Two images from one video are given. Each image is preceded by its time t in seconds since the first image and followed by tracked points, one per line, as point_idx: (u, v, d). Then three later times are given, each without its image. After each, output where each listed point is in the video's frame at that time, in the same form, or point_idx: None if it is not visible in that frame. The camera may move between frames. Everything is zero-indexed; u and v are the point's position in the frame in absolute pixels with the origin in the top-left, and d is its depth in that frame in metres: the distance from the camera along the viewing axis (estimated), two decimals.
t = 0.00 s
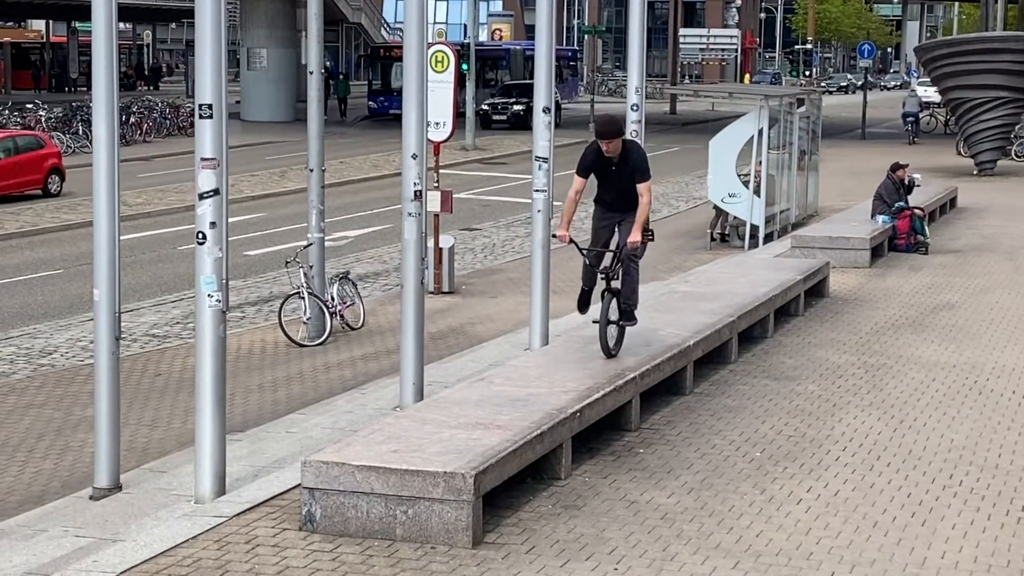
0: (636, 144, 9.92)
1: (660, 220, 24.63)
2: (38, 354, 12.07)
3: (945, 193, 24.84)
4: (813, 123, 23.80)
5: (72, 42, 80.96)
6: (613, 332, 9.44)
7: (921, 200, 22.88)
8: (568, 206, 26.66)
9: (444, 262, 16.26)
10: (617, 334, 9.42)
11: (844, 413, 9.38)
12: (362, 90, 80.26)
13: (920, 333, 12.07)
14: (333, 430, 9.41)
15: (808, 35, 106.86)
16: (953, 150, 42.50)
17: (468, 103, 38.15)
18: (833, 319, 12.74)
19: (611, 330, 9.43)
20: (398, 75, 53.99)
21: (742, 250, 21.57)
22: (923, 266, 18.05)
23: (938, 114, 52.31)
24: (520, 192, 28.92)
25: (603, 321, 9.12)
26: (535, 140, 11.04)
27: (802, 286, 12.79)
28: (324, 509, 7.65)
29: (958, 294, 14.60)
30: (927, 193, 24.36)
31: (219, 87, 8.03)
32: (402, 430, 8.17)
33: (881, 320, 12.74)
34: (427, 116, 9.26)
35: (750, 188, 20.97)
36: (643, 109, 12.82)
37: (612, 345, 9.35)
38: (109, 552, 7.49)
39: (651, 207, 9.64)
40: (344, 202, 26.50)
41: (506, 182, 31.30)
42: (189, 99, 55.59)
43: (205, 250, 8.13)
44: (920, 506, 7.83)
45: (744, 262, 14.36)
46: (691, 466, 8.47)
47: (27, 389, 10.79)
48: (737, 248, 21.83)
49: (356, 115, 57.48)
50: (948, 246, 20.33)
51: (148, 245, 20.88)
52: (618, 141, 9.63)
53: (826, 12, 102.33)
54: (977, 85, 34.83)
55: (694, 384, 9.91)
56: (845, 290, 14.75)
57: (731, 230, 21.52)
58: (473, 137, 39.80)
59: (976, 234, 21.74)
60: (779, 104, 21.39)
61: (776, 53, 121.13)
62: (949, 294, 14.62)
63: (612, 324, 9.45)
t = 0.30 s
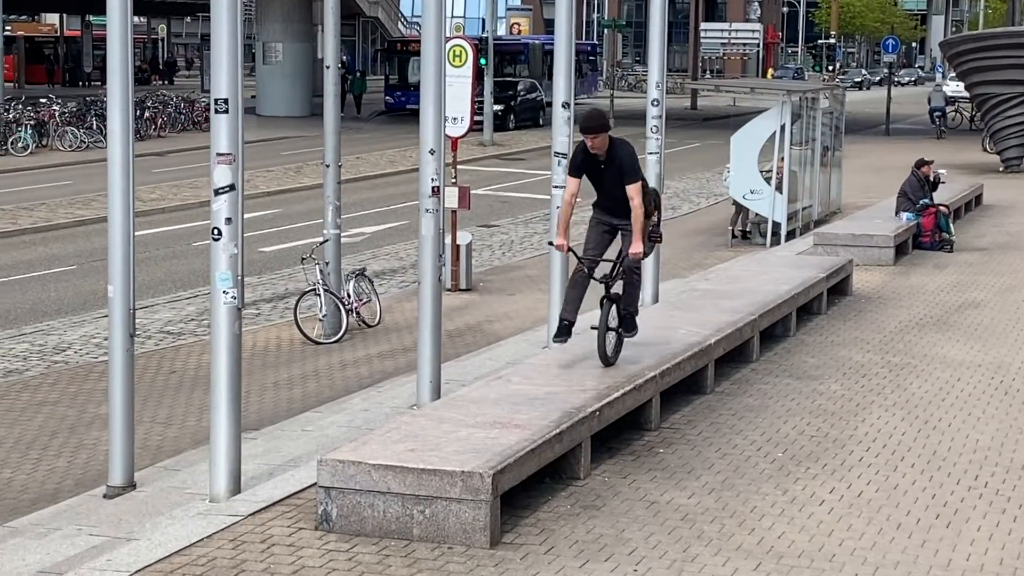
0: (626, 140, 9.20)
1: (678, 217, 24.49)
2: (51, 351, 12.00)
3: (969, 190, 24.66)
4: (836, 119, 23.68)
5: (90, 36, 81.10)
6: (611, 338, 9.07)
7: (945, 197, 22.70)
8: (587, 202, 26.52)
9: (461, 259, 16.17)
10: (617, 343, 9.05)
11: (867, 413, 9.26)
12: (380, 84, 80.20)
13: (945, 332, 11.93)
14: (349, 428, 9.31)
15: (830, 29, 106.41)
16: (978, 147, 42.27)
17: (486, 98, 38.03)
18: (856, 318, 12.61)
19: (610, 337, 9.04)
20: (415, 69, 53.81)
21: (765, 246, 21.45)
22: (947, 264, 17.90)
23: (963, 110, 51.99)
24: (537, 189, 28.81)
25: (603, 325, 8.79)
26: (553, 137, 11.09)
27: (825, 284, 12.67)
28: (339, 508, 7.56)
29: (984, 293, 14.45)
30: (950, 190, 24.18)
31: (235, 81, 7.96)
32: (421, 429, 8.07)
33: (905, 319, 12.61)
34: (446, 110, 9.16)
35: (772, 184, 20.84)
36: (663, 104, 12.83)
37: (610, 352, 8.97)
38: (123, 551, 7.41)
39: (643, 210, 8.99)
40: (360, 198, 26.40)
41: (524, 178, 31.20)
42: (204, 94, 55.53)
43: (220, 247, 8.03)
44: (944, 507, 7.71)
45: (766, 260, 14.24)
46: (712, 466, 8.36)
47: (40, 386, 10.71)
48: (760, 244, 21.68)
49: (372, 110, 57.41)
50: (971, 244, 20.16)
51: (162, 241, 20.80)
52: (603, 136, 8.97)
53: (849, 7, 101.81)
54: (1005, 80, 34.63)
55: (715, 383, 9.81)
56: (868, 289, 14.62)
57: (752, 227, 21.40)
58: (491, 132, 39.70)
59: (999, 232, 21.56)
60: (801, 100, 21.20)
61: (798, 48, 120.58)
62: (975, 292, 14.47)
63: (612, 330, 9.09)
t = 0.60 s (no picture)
0: (635, 140, 9.04)
1: (700, 212, 24.38)
2: (69, 346, 11.97)
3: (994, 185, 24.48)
4: (862, 115, 23.59)
5: (111, 28, 81.19)
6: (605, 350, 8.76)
7: (971, 192, 22.54)
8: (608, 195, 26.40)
9: (482, 255, 16.11)
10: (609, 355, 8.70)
11: (893, 411, 9.18)
12: (400, 77, 80.01)
13: (971, 330, 11.83)
14: (369, 425, 9.26)
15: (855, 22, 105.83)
16: (1005, 141, 41.98)
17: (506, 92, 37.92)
18: (881, 315, 12.52)
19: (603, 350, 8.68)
20: (436, 62, 53.65)
21: (789, 242, 21.34)
22: (973, 261, 17.75)
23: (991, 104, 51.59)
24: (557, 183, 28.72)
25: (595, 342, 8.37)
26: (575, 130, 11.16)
27: (849, 280, 12.58)
28: (359, 505, 7.52)
29: (1011, 290, 14.31)
30: (976, 185, 24.01)
31: (254, 74, 7.89)
32: (443, 426, 8.02)
33: (930, 316, 12.50)
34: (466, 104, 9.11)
35: (797, 179, 20.75)
36: (686, 98, 12.72)
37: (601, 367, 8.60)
38: (141, 548, 7.38)
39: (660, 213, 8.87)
40: (379, 192, 26.35)
41: (546, 172, 31.10)
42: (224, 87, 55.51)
43: (240, 241, 8.00)
44: (970, 506, 7.64)
45: (790, 256, 14.14)
46: (735, 464, 8.30)
47: (60, 381, 10.69)
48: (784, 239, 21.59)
49: (392, 103, 57.34)
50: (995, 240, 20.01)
51: (182, 235, 20.78)
52: (620, 139, 8.72)
53: None
54: None
55: (738, 380, 9.74)
56: (893, 285, 14.52)
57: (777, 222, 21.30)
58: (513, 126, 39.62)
59: None
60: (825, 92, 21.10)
61: (823, 40, 119.87)
62: (1002, 290, 14.33)
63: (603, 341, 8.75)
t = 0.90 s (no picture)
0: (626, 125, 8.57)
1: (724, 204, 24.26)
2: (90, 338, 11.93)
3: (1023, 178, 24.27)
4: (892, 107, 23.46)
5: (135, 17, 81.36)
6: (600, 356, 8.36)
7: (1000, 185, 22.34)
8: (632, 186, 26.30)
9: (506, 246, 16.05)
10: (605, 361, 8.32)
11: (921, 407, 9.08)
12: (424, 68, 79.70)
13: (1001, 325, 11.70)
14: (393, 418, 9.20)
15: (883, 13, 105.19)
16: None
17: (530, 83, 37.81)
18: (908, 309, 12.40)
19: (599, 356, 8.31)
20: (460, 52, 53.54)
21: (816, 235, 21.22)
22: (1002, 255, 17.59)
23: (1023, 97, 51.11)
24: (580, 175, 28.63)
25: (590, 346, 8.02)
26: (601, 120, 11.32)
27: (877, 274, 12.48)
28: (382, 498, 7.46)
29: None
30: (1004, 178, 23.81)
31: (277, 63, 7.83)
32: (468, 419, 7.96)
33: (959, 310, 12.39)
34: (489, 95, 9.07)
35: (824, 172, 20.64)
36: (712, 89, 12.67)
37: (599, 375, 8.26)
38: (162, 541, 7.35)
39: (652, 198, 8.34)
40: (401, 184, 26.29)
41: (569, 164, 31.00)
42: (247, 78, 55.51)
43: (263, 232, 7.96)
44: (1000, 503, 7.55)
45: (815, 249, 14.04)
46: (761, 459, 8.22)
47: (82, 373, 10.67)
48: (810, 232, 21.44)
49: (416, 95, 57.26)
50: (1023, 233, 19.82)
51: (204, 226, 20.74)
52: (600, 121, 8.27)
53: None
54: None
55: (765, 374, 9.65)
56: (922, 279, 14.40)
57: (804, 215, 21.18)
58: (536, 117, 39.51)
59: None
60: (853, 84, 20.96)
61: (849, 30, 119.20)
62: None
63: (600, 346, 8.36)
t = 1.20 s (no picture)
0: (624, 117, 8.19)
1: (750, 194, 24.20)
2: (119, 325, 12.00)
3: None
4: (920, 95, 23.37)
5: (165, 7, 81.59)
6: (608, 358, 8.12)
7: None
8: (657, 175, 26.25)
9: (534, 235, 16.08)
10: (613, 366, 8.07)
11: (949, 398, 9.06)
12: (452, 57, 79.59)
13: None
14: (419, 406, 9.22)
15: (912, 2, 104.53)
16: None
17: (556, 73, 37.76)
18: (936, 300, 12.36)
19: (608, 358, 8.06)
20: (486, 41, 53.44)
21: (844, 225, 21.20)
22: None
23: None
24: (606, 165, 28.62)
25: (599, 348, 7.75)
26: (629, 110, 11.48)
27: (905, 264, 12.44)
28: (408, 486, 7.48)
29: None
30: None
31: (305, 52, 7.85)
32: (495, 407, 7.97)
33: (987, 300, 12.34)
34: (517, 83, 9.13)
35: (853, 162, 20.60)
36: (740, 79, 12.64)
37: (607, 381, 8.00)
38: (190, 528, 7.39)
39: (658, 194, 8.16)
40: (428, 173, 26.33)
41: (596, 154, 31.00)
42: (274, 67, 55.62)
43: (290, 220, 7.97)
44: None
45: (842, 239, 14.00)
46: (788, 449, 8.21)
47: (111, 359, 10.74)
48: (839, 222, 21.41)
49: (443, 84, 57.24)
50: None
51: (232, 214, 20.82)
52: (603, 123, 7.87)
53: None
54: None
55: (792, 364, 9.64)
56: (949, 269, 14.35)
57: (831, 206, 21.12)
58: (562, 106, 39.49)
59: None
60: (883, 74, 20.90)
61: (878, 19, 118.49)
62: None
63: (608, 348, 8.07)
